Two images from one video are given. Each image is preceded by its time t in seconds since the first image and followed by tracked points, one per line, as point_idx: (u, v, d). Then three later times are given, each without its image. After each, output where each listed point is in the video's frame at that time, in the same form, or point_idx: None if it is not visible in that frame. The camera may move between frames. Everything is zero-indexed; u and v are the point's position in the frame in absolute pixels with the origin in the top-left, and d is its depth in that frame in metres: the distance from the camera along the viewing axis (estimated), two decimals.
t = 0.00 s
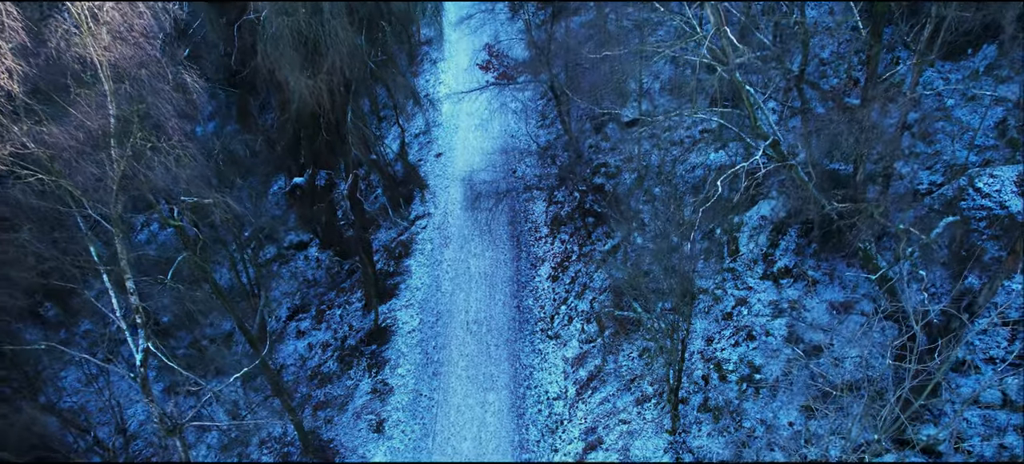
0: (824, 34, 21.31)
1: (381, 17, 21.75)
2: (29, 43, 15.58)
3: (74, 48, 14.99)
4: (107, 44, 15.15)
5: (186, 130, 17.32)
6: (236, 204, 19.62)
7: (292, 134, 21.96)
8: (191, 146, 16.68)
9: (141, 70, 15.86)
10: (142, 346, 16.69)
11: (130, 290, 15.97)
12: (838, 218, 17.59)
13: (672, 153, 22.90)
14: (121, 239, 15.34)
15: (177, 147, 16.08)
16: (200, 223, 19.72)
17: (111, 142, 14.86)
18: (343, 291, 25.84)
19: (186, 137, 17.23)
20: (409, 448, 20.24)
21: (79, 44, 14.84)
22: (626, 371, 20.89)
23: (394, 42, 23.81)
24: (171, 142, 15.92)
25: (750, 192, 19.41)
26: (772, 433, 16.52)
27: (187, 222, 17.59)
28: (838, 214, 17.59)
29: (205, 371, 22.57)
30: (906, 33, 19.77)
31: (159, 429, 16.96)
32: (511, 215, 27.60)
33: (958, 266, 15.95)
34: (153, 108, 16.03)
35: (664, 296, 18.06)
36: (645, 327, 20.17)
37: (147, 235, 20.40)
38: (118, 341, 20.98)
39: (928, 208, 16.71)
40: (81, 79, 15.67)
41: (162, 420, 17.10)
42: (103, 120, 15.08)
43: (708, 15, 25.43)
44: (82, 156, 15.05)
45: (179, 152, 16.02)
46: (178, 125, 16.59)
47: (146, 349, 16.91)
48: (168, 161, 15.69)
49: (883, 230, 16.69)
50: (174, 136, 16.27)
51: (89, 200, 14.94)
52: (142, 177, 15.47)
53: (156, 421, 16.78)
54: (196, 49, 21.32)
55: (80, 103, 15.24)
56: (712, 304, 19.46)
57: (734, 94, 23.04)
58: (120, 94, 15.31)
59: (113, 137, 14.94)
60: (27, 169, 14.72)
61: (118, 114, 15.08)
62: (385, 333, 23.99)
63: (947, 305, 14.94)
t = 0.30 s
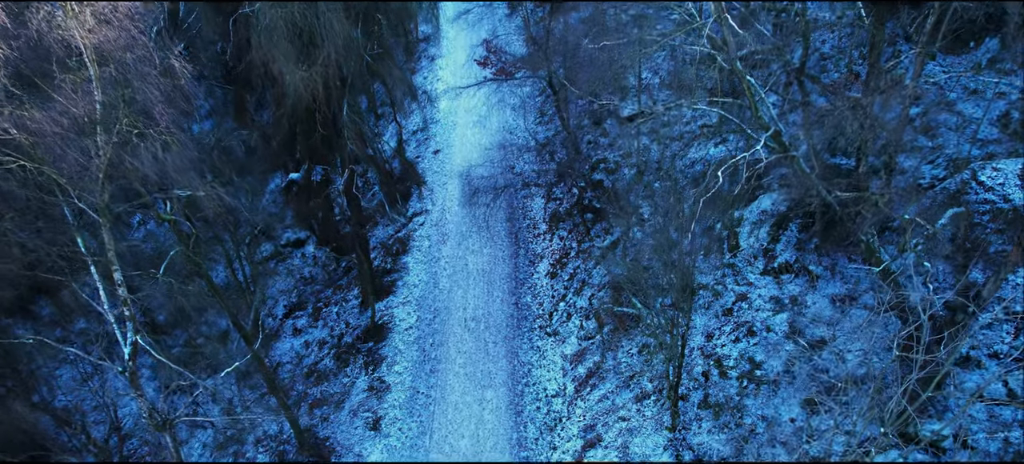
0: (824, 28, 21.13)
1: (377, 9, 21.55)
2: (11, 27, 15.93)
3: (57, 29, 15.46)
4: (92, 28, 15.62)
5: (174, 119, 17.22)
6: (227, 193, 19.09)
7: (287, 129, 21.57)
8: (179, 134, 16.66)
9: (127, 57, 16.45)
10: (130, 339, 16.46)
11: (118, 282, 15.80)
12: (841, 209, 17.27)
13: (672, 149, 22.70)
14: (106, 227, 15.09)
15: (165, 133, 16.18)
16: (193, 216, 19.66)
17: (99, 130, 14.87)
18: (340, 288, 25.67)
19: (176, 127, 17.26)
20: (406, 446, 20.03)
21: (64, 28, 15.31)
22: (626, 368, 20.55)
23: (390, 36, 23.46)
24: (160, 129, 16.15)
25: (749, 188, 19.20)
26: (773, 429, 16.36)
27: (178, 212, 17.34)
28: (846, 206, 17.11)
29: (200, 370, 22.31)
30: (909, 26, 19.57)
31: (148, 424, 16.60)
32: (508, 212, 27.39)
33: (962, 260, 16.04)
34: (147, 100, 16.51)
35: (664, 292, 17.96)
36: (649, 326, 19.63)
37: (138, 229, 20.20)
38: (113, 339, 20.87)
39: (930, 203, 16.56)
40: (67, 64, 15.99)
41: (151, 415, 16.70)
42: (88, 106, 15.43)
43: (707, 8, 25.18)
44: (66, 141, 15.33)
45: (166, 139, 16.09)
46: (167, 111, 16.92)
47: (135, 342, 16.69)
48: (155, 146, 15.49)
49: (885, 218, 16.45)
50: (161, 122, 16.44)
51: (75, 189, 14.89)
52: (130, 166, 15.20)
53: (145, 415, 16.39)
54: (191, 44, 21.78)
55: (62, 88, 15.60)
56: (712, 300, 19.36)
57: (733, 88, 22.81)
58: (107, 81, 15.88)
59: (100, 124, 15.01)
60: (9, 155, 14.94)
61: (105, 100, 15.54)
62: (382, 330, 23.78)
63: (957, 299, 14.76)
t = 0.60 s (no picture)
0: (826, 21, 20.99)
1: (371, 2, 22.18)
2: None
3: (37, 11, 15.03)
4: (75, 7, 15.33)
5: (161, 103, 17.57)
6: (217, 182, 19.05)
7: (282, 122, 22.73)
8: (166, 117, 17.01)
9: (108, 36, 16.11)
10: (117, 331, 16.08)
11: (105, 273, 15.40)
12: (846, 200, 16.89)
13: (672, 144, 22.46)
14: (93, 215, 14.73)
15: (151, 116, 16.42)
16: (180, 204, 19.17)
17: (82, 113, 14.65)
18: (337, 285, 25.23)
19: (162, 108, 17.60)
20: (403, 444, 19.79)
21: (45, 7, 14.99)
22: (625, 364, 20.24)
23: (384, 28, 23.91)
24: (144, 112, 16.30)
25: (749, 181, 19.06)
26: (776, 425, 16.13)
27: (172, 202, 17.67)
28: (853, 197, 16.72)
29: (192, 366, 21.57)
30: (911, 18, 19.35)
31: (136, 418, 16.21)
32: (507, 208, 27.10)
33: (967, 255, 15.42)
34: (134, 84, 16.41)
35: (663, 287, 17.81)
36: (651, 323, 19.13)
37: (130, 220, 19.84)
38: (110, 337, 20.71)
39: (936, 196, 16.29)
40: (49, 46, 15.67)
41: (139, 408, 16.29)
42: (71, 89, 15.00)
43: (707, 1, 24.89)
44: (51, 127, 14.75)
45: (153, 122, 16.37)
46: (150, 93, 16.92)
47: (123, 335, 16.26)
48: (141, 131, 16.04)
49: (890, 206, 15.84)
50: (146, 105, 16.58)
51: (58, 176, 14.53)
52: (116, 153, 15.68)
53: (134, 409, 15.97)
54: (186, 37, 22.33)
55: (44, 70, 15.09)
56: (713, 295, 19.16)
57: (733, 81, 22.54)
58: (90, 61, 15.65)
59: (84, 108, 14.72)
60: None
61: (88, 83, 15.19)
62: (379, 327, 23.53)
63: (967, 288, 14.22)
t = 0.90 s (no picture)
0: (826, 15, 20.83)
1: None
2: None
3: None
4: None
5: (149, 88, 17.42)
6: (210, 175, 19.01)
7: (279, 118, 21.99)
8: (154, 102, 16.85)
9: (97, 15, 15.48)
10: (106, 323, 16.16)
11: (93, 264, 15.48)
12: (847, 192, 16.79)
13: (671, 139, 22.26)
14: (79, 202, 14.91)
15: (138, 101, 16.22)
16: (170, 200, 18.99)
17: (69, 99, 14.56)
18: (334, 282, 24.95)
19: (151, 93, 17.46)
20: (401, 442, 19.59)
21: None
22: (625, 361, 20.27)
23: (383, 20, 23.41)
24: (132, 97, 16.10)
25: (751, 173, 18.58)
26: (777, 422, 16.06)
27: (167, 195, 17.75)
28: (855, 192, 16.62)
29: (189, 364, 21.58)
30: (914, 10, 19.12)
31: (125, 414, 16.26)
32: (505, 204, 26.91)
33: (973, 247, 15.47)
34: (121, 69, 16.06)
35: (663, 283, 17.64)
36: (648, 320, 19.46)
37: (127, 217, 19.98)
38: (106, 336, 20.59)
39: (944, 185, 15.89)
40: (32, 29, 15.27)
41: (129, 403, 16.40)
42: (58, 73, 14.81)
43: None
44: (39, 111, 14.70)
45: (140, 107, 16.16)
46: (137, 77, 16.63)
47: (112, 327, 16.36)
48: (128, 116, 15.77)
49: (893, 200, 15.81)
50: (134, 89, 16.39)
51: (46, 164, 14.81)
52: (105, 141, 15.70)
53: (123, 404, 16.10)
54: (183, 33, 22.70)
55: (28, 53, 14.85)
56: (713, 291, 18.89)
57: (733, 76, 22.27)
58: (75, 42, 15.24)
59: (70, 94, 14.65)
60: None
61: (74, 68, 15.02)
62: (376, 324, 23.32)
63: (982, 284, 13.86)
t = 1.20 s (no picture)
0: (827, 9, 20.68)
1: None
2: None
3: None
4: None
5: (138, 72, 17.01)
6: (204, 168, 18.75)
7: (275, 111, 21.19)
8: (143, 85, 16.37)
9: None
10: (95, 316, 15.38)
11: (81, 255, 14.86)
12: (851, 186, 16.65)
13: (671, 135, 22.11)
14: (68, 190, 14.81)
15: (126, 85, 15.74)
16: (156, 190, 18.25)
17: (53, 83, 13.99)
18: (332, 280, 24.84)
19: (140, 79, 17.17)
20: (398, 439, 19.39)
21: None
22: (624, 357, 19.92)
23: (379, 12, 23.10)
24: (120, 80, 15.57)
25: (752, 167, 18.43)
26: (779, 418, 15.93)
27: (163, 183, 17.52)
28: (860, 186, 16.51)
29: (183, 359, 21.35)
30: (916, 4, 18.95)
31: (114, 408, 15.85)
32: (504, 201, 26.71)
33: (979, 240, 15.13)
34: (105, 49, 15.39)
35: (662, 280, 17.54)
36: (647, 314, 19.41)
37: (125, 213, 19.89)
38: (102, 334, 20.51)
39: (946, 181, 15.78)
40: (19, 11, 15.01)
41: (119, 397, 15.86)
42: (42, 56, 14.27)
43: None
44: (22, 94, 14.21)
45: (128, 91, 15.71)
46: (124, 59, 16.04)
47: (102, 320, 15.58)
48: (115, 100, 15.50)
49: (894, 192, 16.40)
50: (120, 72, 15.77)
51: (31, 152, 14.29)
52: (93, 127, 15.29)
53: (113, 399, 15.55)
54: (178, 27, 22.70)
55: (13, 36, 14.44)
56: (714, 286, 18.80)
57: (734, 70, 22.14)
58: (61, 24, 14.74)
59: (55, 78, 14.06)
60: None
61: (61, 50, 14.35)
62: (374, 321, 23.12)
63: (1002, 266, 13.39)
